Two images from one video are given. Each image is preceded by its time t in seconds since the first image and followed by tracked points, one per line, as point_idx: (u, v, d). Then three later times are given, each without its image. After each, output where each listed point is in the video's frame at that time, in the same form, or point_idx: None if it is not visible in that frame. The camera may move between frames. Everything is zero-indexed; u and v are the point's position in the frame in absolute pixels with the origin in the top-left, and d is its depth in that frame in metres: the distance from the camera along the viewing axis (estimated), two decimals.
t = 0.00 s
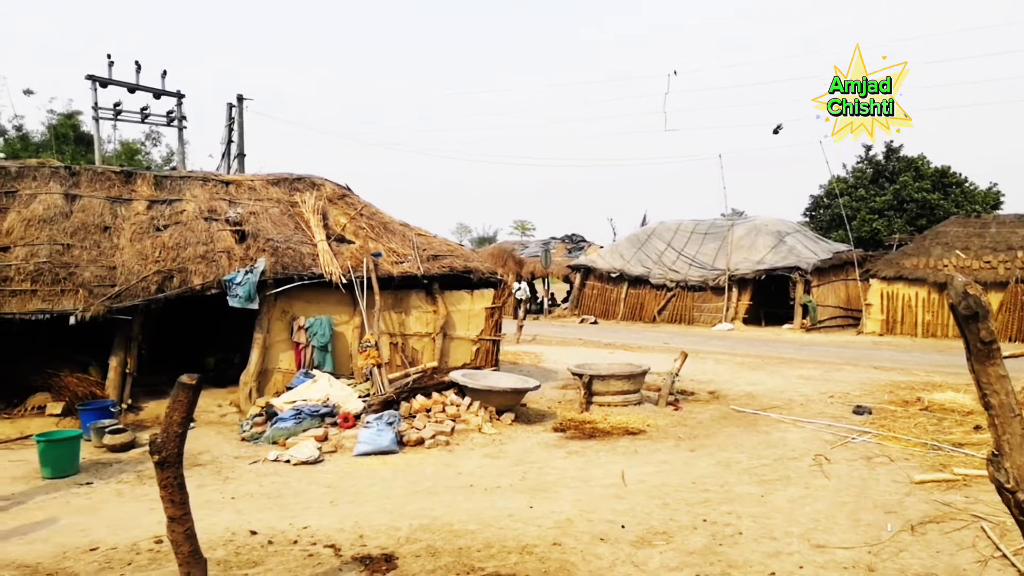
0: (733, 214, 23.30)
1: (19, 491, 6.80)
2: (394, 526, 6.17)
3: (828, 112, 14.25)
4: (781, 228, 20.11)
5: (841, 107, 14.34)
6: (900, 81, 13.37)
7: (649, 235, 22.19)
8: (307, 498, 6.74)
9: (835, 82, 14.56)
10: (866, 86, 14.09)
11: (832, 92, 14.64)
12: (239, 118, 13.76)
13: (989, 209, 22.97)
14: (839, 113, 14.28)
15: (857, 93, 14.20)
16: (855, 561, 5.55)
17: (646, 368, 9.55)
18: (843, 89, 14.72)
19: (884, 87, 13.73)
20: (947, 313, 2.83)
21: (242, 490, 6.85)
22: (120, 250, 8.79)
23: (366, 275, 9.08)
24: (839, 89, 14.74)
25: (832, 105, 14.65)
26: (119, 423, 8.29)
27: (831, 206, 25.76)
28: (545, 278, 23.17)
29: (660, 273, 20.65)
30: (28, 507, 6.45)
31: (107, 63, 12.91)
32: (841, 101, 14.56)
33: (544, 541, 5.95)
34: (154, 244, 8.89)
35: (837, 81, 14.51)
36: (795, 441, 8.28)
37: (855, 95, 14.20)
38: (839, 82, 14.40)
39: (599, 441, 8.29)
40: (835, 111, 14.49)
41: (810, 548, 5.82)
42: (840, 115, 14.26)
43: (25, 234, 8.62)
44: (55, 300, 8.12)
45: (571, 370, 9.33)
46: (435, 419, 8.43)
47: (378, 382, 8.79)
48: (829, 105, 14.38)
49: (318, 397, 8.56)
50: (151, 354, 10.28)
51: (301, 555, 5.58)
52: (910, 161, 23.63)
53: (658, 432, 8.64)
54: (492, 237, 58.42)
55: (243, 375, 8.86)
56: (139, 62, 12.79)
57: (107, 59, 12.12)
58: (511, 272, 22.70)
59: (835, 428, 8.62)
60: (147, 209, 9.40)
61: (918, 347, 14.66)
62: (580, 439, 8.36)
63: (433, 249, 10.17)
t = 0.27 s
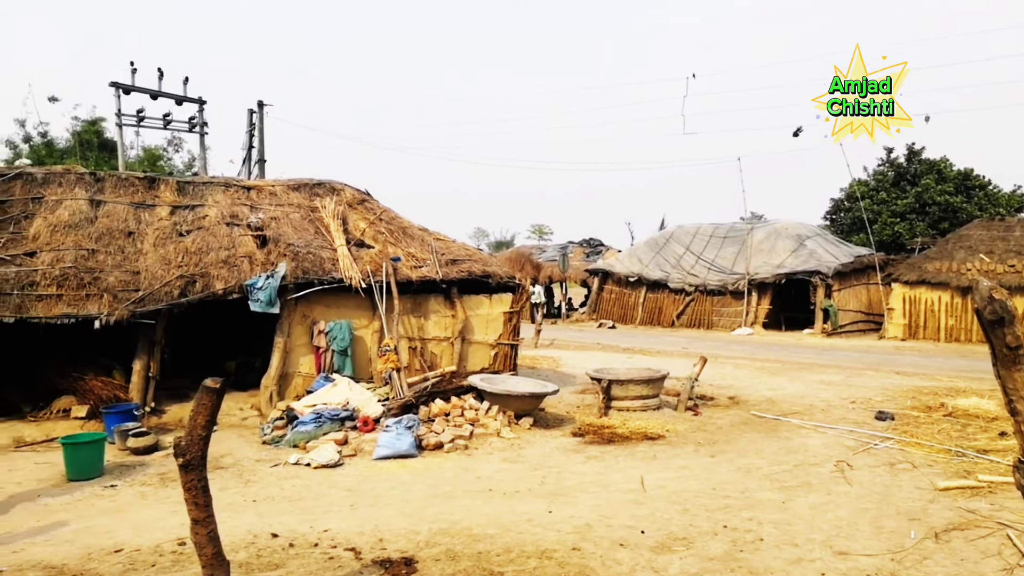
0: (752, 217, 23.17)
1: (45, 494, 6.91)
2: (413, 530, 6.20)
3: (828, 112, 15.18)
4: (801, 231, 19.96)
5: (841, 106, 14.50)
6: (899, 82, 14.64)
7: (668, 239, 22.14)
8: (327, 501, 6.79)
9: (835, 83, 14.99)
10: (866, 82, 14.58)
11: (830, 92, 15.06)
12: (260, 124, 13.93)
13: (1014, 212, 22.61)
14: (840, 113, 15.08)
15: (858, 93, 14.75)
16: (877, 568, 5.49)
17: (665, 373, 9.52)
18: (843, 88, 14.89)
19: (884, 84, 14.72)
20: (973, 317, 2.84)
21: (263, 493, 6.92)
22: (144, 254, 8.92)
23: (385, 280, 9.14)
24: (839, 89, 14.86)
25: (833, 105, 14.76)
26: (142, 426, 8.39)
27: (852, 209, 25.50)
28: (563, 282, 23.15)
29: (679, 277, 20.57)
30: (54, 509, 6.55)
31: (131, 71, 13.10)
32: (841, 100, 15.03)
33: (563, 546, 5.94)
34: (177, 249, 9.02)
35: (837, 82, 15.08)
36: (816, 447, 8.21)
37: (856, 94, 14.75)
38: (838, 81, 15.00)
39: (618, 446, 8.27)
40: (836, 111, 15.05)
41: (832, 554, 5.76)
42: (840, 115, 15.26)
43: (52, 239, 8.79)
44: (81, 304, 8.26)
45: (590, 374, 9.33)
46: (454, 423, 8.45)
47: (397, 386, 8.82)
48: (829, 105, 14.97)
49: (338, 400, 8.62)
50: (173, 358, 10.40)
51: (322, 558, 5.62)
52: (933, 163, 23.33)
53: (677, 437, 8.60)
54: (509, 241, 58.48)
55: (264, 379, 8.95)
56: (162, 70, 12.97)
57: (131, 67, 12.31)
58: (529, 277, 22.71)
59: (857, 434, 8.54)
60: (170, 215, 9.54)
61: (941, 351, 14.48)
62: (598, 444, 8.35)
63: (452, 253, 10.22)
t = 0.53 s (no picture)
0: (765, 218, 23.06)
1: (61, 489, 6.98)
2: (426, 528, 6.22)
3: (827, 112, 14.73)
4: (816, 233, 19.84)
5: (841, 106, 14.40)
6: (899, 82, 14.18)
7: (681, 240, 22.08)
8: (340, 499, 6.82)
9: (835, 84, 14.80)
10: (865, 84, 14.42)
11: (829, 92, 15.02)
12: (275, 124, 14.02)
13: None
14: (839, 113, 14.94)
15: (858, 93, 14.62)
16: (891, 571, 5.45)
17: (678, 374, 9.50)
18: (842, 88, 14.77)
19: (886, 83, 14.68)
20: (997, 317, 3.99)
21: (276, 490, 6.97)
22: (159, 253, 9.00)
23: (398, 279, 9.18)
24: (839, 88, 14.73)
25: (833, 105, 14.63)
26: (157, 423, 8.47)
27: (867, 211, 25.33)
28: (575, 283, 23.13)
29: (692, 277, 20.48)
30: (70, 504, 6.63)
31: (148, 71, 13.23)
32: (840, 100, 14.82)
33: (575, 546, 5.94)
34: (193, 247, 9.09)
35: (837, 82, 15.00)
36: (830, 449, 8.16)
37: (856, 95, 14.62)
38: (839, 81, 14.93)
39: (630, 447, 8.26)
40: (836, 112, 14.95)
41: (846, 557, 5.72)
42: (839, 115, 14.89)
43: (70, 237, 8.88)
44: (97, 301, 8.34)
45: (603, 375, 9.32)
46: (466, 423, 8.47)
47: (410, 385, 8.87)
48: (829, 105, 14.88)
49: (351, 399, 8.66)
50: (188, 356, 10.49)
51: (335, 555, 5.65)
52: (949, 165, 23.12)
53: (689, 438, 8.58)
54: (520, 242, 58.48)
55: (278, 377, 9.01)
56: (178, 70, 13.09)
57: (147, 68, 12.43)
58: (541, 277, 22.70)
59: (871, 436, 8.48)
60: (186, 214, 9.62)
61: (957, 354, 14.36)
62: (610, 444, 8.34)
63: (464, 253, 10.25)
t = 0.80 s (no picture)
0: (783, 216, 22.89)
1: (84, 486, 7.08)
2: (443, 527, 6.25)
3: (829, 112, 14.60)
4: (834, 231, 19.67)
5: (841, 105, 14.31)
6: (899, 82, 14.18)
7: (697, 238, 21.98)
8: (357, 497, 6.87)
9: (836, 83, 14.59)
10: (866, 86, 14.29)
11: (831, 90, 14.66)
12: (292, 124, 14.11)
13: None
14: (840, 113, 14.85)
15: (858, 93, 14.50)
16: (912, 572, 5.40)
17: (695, 373, 9.46)
18: (842, 89, 14.69)
19: (887, 83, 14.82)
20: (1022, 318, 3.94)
21: (295, 488, 7.03)
22: (179, 253, 9.09)
23: (415, 278, 9.22)
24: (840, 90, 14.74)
25: (833, 104, 14.65)
26: (177, 421, 8.56)
27: (887, 208, 25.07)
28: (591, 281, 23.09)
29: (709, 276, 20.37)
30: (93, 501, 6.73)
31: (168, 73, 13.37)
32: (841, 101, 14.60)
33: (592, 545, 5.94)
34: (212, 247, 9.18)
35: (837, 82, 14.85)
36: (849, 449, 8.10)
37: (857, 94, 14.55)
38: (839, 82, 14.75)
39: (647, 446, 8.24)
40: (834, 111, 14.76)
41: (865, 558, 5.67)
42: (840, 115, 14.86)
43: (91, 237, 9.00)
44: (118, 301, 8.43)
45: (619, 374, 9.31)
46: (483, 421, 8.50)
47: (427, 384, 8.91)
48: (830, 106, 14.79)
49: (368, 397, 8.71)
50: (208, 354, 10.59)
51: (354, 553, 5.69)
52: (970, 161, 22.80)
53: (706, 437, 8.55)
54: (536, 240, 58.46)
55: (296, 375, 9.08)
56: (196, 72, 13.21)
57: (166, 69, 12.55)
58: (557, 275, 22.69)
59: (890, 436, 8.40)
60: (205, 214, 9.72)
61: (979, 353, 14.17)
62: (627, 444, 8.33)
63: (480, 252, 10.27)
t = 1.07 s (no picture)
0: (798, 215, 22.76)
1: (104, 484, 7.16)
2: (458, 525, 6.26)
3: (826, 111, 13.45)
4: (850, 229, 19.52)
5: (840, 107, 13.52)
6: (900, 80, 13.09)
7: (712, 237, 21.89)
8: (373, 495, 6.90)
9: (835, 82, 13.90)
10: (866, 82, 13.46)
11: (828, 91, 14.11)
12: (306, 125, 14.19)
13: None
14: (838, 113, 13.38)
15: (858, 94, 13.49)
16: (930, 573, 5.35)
17: (709, 372, 9.43)
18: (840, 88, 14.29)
19: (886, 83, 13.14)
20: None
21: (311, 486, 7.07)
22: (196, 253, 9.17)
23: (429, 278, 9.24)
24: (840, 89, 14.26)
25: (833, 105, 14.29)
26: (194, 420, 8.64)
27: (903, 206, 24.86)
28: (604, 281, 23.05)
29: (723, 275, 20.27)
30: (113, 498, 6.80)
31: (184, 75, 13.49)
32: (841, 101, 13.96)
33: (608, 544, 5.93)
34: (228, 247, 9.25)
35: (837, 81, 14.16)
36: (866, 448, 8.05)
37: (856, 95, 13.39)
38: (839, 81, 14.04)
39: (662, 445, 8.22)
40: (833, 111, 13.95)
41: (883, 558, 5.62)
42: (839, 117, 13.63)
43: (109, 238, 9.09)
44: (136, 301, 8.51)
45: (633, 373, 9.30)
46: (497, 420, 8.51)
47: (441, 383, 8.94)
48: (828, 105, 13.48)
49: (383, 396, 8.75)
50: (224, 353, 10.67)
51: (370, 550, 5.72)
52: (988, 159, 22.54)
53: (721, 437, 8.53)
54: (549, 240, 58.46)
55: (311, 374, 9.14)
56: (212, 73, 13.30)
57: (182, 71, 12.65)
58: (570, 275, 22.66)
59: (908, 436, 8.34)
60: (221, 214, 9.80)
61: (997, 352, 14.02)
62: (641, 442, 8.32)
63: (494, 252, 10.30)
